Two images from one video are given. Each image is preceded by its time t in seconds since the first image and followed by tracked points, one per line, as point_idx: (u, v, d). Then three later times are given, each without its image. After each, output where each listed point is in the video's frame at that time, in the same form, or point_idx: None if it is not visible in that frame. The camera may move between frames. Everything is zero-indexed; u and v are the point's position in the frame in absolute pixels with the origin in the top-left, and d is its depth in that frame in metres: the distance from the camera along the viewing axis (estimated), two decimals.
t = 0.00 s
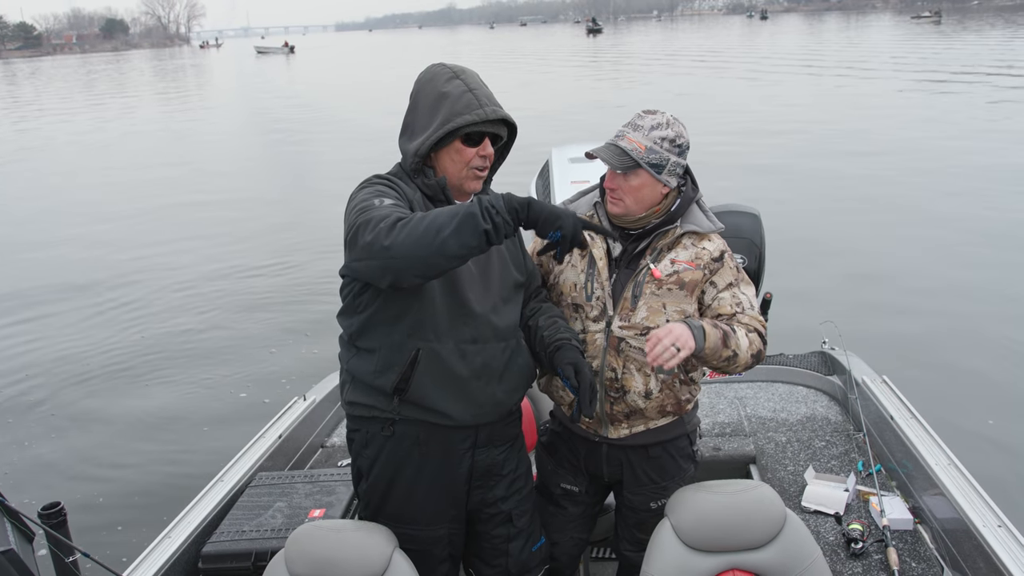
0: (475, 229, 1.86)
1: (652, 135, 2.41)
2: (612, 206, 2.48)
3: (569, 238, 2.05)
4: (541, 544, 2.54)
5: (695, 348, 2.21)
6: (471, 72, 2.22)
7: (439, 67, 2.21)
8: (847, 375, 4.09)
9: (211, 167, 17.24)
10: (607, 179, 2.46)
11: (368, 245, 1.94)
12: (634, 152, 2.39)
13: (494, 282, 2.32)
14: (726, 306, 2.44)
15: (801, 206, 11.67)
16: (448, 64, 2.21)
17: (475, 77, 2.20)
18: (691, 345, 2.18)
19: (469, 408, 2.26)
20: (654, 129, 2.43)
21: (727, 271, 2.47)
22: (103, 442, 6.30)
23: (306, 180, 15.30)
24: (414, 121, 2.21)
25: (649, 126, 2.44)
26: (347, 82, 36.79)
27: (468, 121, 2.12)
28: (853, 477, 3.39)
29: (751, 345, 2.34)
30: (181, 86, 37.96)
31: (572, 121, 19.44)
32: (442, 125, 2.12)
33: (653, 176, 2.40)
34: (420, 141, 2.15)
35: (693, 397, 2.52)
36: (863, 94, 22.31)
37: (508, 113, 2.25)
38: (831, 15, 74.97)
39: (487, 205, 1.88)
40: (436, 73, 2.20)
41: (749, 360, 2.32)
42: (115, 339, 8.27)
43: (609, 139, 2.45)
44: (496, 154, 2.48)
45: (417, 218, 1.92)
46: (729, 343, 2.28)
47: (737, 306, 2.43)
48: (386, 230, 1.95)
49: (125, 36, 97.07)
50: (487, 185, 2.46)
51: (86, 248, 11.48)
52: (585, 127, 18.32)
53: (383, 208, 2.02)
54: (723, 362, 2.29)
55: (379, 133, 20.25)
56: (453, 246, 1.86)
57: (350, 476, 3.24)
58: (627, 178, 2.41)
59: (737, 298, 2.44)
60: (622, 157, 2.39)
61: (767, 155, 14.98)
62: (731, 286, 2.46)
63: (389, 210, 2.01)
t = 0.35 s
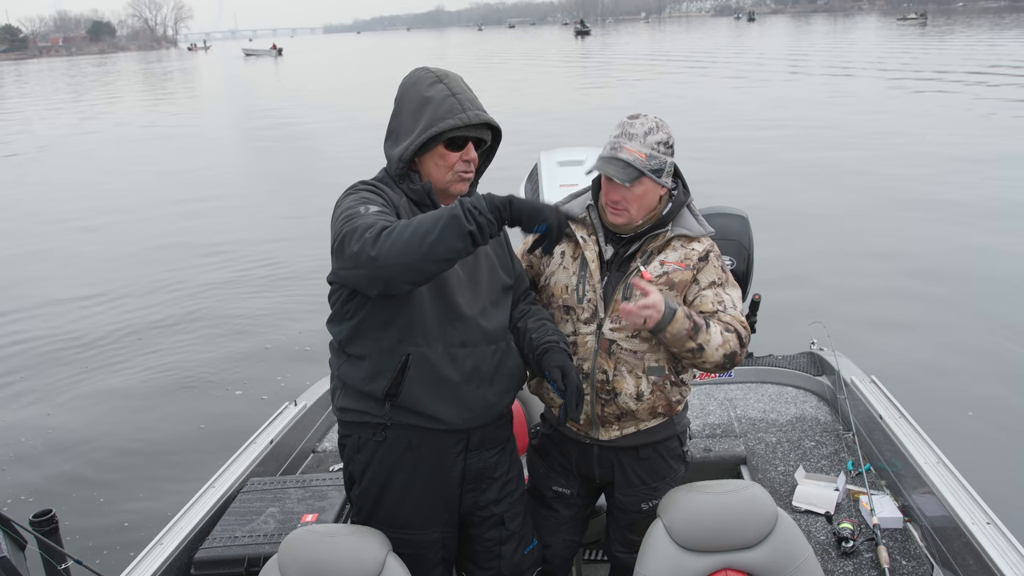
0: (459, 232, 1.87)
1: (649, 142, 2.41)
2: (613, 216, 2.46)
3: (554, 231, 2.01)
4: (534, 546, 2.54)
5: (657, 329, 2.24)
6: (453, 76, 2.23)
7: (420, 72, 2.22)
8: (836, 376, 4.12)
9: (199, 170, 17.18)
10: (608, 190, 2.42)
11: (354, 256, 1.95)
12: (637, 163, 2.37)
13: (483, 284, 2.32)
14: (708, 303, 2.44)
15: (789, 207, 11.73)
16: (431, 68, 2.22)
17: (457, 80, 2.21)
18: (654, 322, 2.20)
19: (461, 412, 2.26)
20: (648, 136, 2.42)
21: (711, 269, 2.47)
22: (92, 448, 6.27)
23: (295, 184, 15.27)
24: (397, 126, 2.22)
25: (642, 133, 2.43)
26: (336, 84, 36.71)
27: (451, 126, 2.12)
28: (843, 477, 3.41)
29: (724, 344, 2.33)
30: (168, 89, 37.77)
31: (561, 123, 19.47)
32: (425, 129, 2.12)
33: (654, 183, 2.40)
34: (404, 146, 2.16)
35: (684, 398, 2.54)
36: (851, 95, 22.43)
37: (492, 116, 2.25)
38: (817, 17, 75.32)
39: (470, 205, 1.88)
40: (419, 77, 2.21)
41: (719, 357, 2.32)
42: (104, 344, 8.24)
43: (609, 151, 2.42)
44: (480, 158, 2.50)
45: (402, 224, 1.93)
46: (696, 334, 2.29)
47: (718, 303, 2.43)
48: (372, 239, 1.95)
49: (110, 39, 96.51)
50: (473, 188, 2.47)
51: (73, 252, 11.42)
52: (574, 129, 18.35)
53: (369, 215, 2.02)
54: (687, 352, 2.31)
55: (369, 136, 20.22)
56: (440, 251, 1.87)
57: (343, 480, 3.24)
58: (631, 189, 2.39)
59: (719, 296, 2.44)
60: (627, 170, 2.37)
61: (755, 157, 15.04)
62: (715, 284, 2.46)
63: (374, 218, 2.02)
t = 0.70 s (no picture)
0: (449, 239, 1.87)
1: (652, 150, 2.40)
2: (619, 224, 2.45)
3: (548, 228, 2.08)
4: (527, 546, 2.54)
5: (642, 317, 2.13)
6: (443, 77, 2.23)
7: (411, 73, 2.21)
8: (829, 376, 4.13)
9: (192, 170, 17.13)
10: (614, 199, 2.41)
11: (342, 262, 1.94)
12: (646, 174, 2.37)
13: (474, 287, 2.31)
14: (693, 296, 2.38)
15: (782, 208, 11.76)
16: (421, 69, 2.23)
17: (448, 81, 2.21)
18: (641, 307, 2.10)
19: (453, 415, 2.26)
20: (651, 143, 2.41)
21: (698, 265, 2.43)
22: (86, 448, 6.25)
23: (289, 184, 15.25)
24: (388, 128, 2.22)
25: (644, 141, 2.40)
26: (329, 84, 36.67)
27: (442, 128, 2.12)
28: (837, 477, 3.41)
29: (710, 333, 2.23)
30: (162, 88, 37.66)
31: (555, 123, 19.49)
32: (416, 132, 2.12)
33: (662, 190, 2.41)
34: (395, 148, 2.15)
35: (679, 398, 2.53)
36: (843, 97, 22.52)
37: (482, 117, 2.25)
38: (810, 19, 75.55)
39: (459, 213, 1.89)
40: (409, 79, 2.21)
41: (705, 346, 2.21)
42: (98, 345, 8.23)
43: (615, 165, 2.39)
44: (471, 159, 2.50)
45: (391, 231, 1.92)
46: (683, 319, 2.18)
47: (703, 296, 2.37)
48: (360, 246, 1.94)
49: (102, 38, 96.13)
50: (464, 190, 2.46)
51: (66, 252, 11.38)
52: (568, 130, 18.38)
53: (358, 220, 2.02)
54: (674, 339, 2.20)
55: (362, 136, 20.20)
56: (429, 258, 1.86)
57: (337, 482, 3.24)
58: (637, 199, 2.39)
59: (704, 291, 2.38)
60: (639, 182, 2.36)
61: (748, 158, 15.08)
62: (701, 279, 2.41)
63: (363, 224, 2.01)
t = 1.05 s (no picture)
0: (443, 235, 1.85)
1: (641, 144, 2.38)
2: (603, 216, 2.45)
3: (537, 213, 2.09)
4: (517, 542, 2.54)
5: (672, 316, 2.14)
6: (443, 76, 2.20)
7: (409, 68, 2.18)
8: (819, 372, 4.14)
9: (181, 164, 17.05)
10: (598, 190, 2.40)
11: (334, 262, 1.92)
12: (631, 166, 2.35)
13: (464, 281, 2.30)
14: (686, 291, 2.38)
15: (772, 205, 11.80)
16: (420, 66, 2.19)
17: (448, 81, 2.19)
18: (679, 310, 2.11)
19: (444, 411, 2.25)
20: (642, 137, 2.39)
21: (690, 258, 2.44)
22: (74, 443, 6.22)
23: (279, 178, 15.20)
24: (385, 126, 2.18)
25: (634, 134, 2.39)
26: (320, 79, 36.54)
27: (446, 133, 2.12)
28: (828, 472, 3.42)
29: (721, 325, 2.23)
30: (150, 82, 37.43)
31: (546, 120, 19.48)
32: (419, 136, 2.11)
33: (646, 184, 2.39)
34: (395, 151, 2.14)
35: (672, 395, 2.53)
36: (833, 96, 22.60)
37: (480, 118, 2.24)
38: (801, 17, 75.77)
39: (452, 209, 1.88)
40: (407, 75, 2.17)
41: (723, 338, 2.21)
42: (85, 339, 8.18)
43: (602, 153, 2.38)
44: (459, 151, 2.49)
45: (385, 228, 1.90)
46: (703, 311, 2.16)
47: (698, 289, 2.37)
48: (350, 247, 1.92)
49: (91, 30, 95.58)
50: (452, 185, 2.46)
51: (55, 245, 11.32)
52: (559, 126, 18.37)
53: (347, 219, 2.00)
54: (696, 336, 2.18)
55: (353, 131, 20.13)
56: (424, 254, 1.85)
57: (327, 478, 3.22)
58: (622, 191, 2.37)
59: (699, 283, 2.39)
60: (622, 173, 2.35)
61: (739, 155, 15.11)
62: (695, 273, 2.42)
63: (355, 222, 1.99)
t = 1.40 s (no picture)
0: (436, 305, 1.86)
1: (625, 138, 2.39)
2: (574, 198, 2.48)
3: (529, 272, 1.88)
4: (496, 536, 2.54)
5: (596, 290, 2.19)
6: (416, 78, 2.13)
7: (382, 67, 2.09)
8: (799, 369, 4.17)
9: (160, 157, 16.90)
10: (574, 172, 2.44)
11: (320, 320, 1.88)
12: (604, 153, 2.37)
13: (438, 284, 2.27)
14: (661, 289, 2.39)
15: (752, 201, 11.87)
16: (391, 66, 2.10)
17: (422, 84, 2.12)
18: (596, 283, 2.16)
19: (429, 409, 2.24)
20: (628, 132, 2.40)
21: (669, 259, 2.44)
22: (50, 440, 6.15)
23: (259, 172, 15.10)
24: (359, 129, 2.10)
25: (623, 128, 2.41)
26: (300, 72, 36.34)
27: (428, 141, 2.09)
28: (807, 469, 3.44)
29: (671, 326, 2.27)
30: (129, 73, 37.08)
31: (527, 115, 19.48)
32: (402, 146, 2.06)
33: (619, 178, 2.38)
34: (374, 159, 2.08)
35: (649, 396, 2.53)
36: (813, 93, 22.75)
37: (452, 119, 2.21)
38: (781, 14, 76.16)
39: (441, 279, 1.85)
40: (381, 77, 2.07)
41: (663, 338, 2.25)
42: (62, 333, 8.10)
43: (585, 134, 2.43)
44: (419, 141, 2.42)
45: (371, 285, 1.87)
46: (640, 309, 2.22)
47: (671, 289, 2.38)
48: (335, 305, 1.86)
49: (67, 21, 94.67)
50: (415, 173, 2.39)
51: (31, 239, 11.19)
52: (540, 121, 18.38)
53: (325, 257, 1.93)
54: (631, 326, 2.24)
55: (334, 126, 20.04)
56: (417, 321, 1.86)
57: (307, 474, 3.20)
58: (593, 176, 2.40)
59: (673, 286, 2.39)
60: (590, 156, 2.37)
61: (719, 152, 15.18)
62: (671, 279, 2.41)
63: (334, 265, 1.92)
